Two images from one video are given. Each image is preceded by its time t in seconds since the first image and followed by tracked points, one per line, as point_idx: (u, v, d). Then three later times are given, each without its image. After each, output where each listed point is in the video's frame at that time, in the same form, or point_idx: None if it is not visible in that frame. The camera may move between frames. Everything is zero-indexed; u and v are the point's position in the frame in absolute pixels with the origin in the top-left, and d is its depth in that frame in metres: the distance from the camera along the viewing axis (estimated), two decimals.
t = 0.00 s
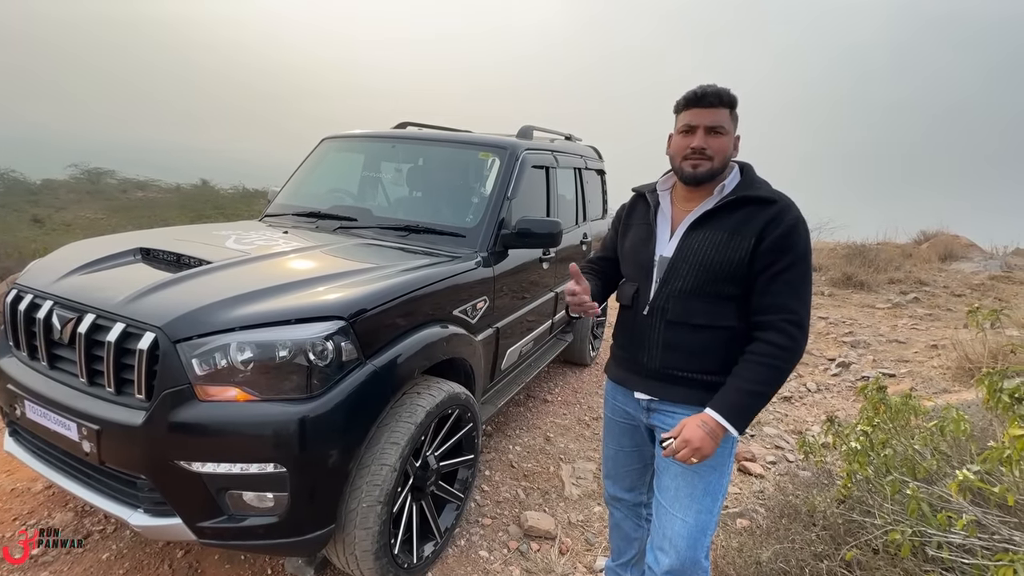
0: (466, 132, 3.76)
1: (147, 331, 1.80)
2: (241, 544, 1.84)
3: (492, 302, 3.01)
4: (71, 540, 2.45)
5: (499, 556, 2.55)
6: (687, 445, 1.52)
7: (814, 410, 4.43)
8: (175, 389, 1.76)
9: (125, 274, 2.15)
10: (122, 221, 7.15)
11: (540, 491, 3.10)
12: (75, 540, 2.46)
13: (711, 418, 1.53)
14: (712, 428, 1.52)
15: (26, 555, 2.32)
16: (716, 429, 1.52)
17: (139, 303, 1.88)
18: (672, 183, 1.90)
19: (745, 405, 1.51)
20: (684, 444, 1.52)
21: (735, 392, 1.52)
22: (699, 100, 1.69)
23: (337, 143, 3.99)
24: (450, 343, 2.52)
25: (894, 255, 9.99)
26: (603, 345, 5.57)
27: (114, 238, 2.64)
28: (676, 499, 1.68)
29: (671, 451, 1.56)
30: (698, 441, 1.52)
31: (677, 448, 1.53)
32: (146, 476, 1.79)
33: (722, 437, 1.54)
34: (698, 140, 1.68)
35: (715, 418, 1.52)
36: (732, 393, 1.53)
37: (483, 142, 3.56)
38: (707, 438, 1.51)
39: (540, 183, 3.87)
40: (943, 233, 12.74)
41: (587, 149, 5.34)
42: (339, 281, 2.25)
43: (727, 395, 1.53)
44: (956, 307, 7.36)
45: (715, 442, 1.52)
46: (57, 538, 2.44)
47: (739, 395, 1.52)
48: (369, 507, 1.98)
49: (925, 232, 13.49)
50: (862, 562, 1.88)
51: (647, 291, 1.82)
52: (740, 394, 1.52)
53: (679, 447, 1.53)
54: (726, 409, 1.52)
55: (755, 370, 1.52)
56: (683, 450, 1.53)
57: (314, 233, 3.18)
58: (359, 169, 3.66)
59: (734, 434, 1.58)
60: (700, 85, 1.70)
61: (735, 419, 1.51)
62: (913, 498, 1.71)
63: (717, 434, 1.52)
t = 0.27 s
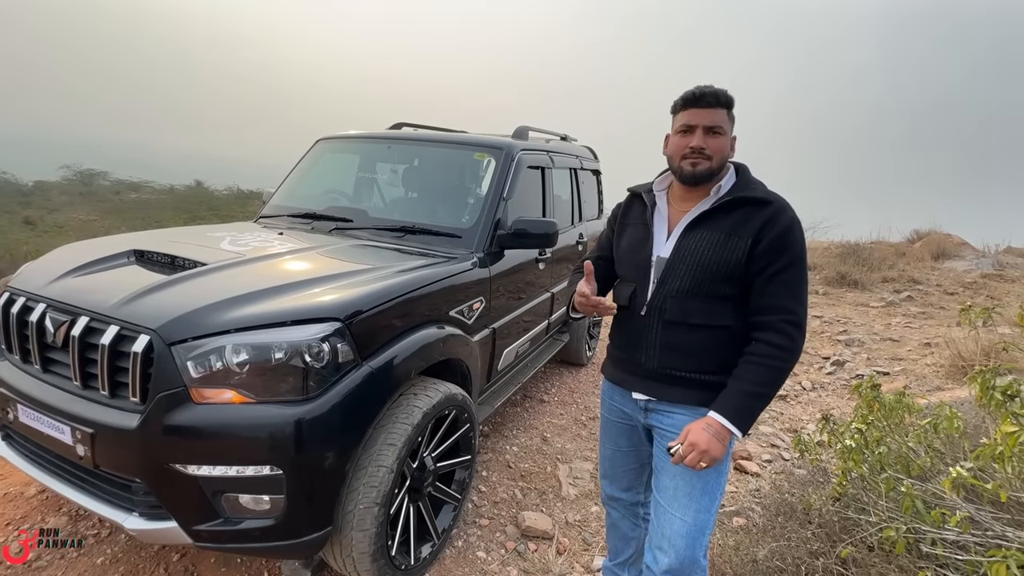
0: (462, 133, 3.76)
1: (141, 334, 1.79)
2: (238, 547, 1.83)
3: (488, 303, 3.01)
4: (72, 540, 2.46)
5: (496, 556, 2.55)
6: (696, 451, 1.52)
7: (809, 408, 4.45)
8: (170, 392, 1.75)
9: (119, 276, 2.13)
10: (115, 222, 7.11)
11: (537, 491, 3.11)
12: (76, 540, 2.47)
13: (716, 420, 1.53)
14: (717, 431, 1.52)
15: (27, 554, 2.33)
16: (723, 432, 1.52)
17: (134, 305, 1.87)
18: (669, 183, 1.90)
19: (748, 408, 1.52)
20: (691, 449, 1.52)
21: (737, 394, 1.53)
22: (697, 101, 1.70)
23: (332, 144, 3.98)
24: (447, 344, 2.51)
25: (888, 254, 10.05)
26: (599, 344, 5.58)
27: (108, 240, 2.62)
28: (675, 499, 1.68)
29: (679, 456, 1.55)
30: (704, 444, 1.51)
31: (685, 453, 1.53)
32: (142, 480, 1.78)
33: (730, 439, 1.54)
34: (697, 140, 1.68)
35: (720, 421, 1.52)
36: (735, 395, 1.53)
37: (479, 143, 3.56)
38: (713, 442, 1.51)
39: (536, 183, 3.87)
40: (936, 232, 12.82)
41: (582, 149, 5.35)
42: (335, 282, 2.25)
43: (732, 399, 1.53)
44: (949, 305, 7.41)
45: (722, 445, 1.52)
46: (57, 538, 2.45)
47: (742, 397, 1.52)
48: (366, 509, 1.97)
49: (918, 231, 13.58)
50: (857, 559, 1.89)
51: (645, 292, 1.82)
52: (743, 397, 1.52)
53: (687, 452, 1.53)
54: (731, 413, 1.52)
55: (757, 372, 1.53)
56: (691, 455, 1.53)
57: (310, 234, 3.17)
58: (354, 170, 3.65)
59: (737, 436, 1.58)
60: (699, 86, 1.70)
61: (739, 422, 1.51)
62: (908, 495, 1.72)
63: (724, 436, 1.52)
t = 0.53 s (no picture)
0: (457, 132, 3.75)
1: (136, 334, 1.78)
2: (235, 547, 1.83)
3: (485, 302, 3.01)
4: (71, 540, 2.46)
5: (494, 555, 2.55)
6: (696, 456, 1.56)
7: (804, 404, 4.47)
8: (165, 392, 1.74)
9: (113, 276, 2.12)
10: (108, 223, 7.07)
11: (535, 490, 3.11)
12: (76, 540, 2.47)
13: (713, 423, 1.55)
14: (715, 432, 1.54)
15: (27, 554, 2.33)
16: (723, 433, 1.54)
17: (128, 306, 1.86)
18: (666, 182, 1.91)
19: (747, 410, 1.53)
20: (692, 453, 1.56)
21: (736, 396, 1.54)
22: (700, 98, 1.70)
23: (327, 143, 3.97)
24: (444, 343, 2.51)
25: (882, 251, 10.10)
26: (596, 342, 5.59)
27: (101, 240, 2.61)
28: (672, 495, 1.69)
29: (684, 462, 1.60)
30: (702, 447, 1.55)
31: (688, 458, 1.57)
32: (138, 481, 1.77)
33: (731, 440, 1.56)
34: (701, 138, 1.69)
35: (718, 424, 1.54)
36: (734, 397, 1.54)
37: (474, 142, 3.56)
38: (711, 444, 1.54)
39: (532, 181, 3.87)
40: (930, 229, 12.88)
41: (578, 148, 5.35)
42: (331, 282, 2.24)
43: (731, 401, 1.54)
44: (943, 302, 7.46)
45: (721, 446, 1.54)
46: (57, 538, 2.45)
47: (741, 400, 1.53)
48: (364, 507, 1.97)
49: (912, 227, 13.65)
50: (852, 553, 1.90)
51: (642, 291, 1.83)
52: (741, 399, 1.53)
53: (688, 457, 1.57)
54: (731, 416, 1.53)
55: (755, 373, 1.54)
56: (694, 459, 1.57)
57: (305, 234, 3.16)
58: (350, 170, 3.64)
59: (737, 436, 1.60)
60: (703, 83, 1.70)
61: (738, 424, 1.53)
62: (902, 489, 1.74)
63: (722, 438, 1.54)
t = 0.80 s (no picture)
0: (453, 131, 3.75)
1: (132, 334, 1.78)
2: (233, 547, 1.83)
3: (481, 300, 3.02)
4: (71, 540, 2.47)
5: (493, 552, 2.56)
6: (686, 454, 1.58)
7: (800, 400, 4.49)
8: (162, 393, 1.74)
9: (109, 277, 2.12)
10: (102, 224, 7.04)
11: (533, 487, 3.12)
12: (75, 540, 2.47)
13: (704, 422, 1.56)
14: (706, 431, 1.56)
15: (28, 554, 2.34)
16: (714, 433, 1.55)
17: (124, 306, 1.86)
18: (658, 178, 1.91)
19: (739, 409, 1.54)
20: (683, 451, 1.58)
21: (726, 395, 1.55)
22: (690, 96, 1.71)
23: (322, 143, 3.96)
24: (440, 342, 2.52)
25: (877, 247, 10.14)
26: (593, 340, 5.60)
27: (96, 241, 2.60)
28: (666, 491, 1.70)
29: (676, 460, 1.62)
30: (693, 445, 1.57)
31: (678, 456, 1.59)
32: (135, 481, 1.77)
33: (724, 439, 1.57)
34: (690, 136, 1.69)
35: (708, 423, 1.55)
36: (724, 396, 1.55)
37: (470, 140, 3.56)
38: (702, 442, 1.56)
39: (528, 180, 3.87)
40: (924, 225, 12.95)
41: (574, 146, 5.35)
42: (327, 282, 2.24)
43: (722, 401, 1.55)
44: (938, 297, 7.50)
45: (712, 445, 1.55)
46: (57, 538, 2.46)
47: (730, 399, 1.54)
48: (362, 506, 1.98)
49: (907, 224, 13.71)
50: (847, 547, 1.91)
51: (635, 289, 1.83)
52: (731, 398, 1.54)
53: (679, 455, 1.59)
54: (721, 415, 1.54)
55: (745, 372, 1.55)
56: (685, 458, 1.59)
57: (301, 233, 3.16)
58: (345, 169, 3.64)
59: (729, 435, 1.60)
60: (693, 81, 1.71)
61: (728, 423, 1.54)
62: (896, 483, 1.76)
63: (713, 436, 1.55)
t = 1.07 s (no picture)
0: (450, 130, 3.77)
1: (135, 334, 1.80)
2: (236, 543, 1.85)
3: (479, 298, 3.04)
4: (71, 540, 2.49)
5: (493, 547, 2.59)
6: (669, 447, 1.62)
7: (797, 395, 4.53)
8: (165, 391, 1.77)
9: (111, 278, 2.14)
10: (99, 227, 7.03)
11: (532, 483, 3.15)
12: (75, 540, 2.49)
13: (685, 414, 1.60)
14: (686, 423, 1.59)
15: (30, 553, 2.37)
16: (694, 426, 1.59)
17: (127, 306, 1.88)
18: (653, 176, 1.93)
19: (721, 400, 1.57)
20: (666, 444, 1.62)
21: (708, 386, 1.58)
22: (677, 94, 1.74)
23: (320, 143, 3.98)
24: (440, 339, 2.55)
25: (873, 243, 10.20)
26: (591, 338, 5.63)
27: (96, 243, 2.61)
28: (655, 481, 1.73)
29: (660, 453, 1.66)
30: (674, 437, 1.61)
31: (661, 449, 1.64)
32: (139, 479, 1.79)
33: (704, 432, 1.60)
34: (678, 133, 1.72)
35: (690, 413, 1.58)
36: (706, 387, 1.58)
37: (467, 140, 3.58)
38: (683, 433, 1.59)
39: (525, 178, 3.90)
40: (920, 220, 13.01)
41: (570, 145, 5.38)
42: (326, 281, 2.26)
43: (705, 392, 1.58)
44: (933, 291, 7.55)
45: (692, 437, 1.59)
46: (57, 538, 2.48)
47: (713, 390, 1.57)
48: (364, 502, 2.00)
49: (903, 219, 13.78)
50: (842, 536, 1.95)
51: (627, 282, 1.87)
52: (713, 389, 1.57)
53: (662, 448, 1.64)
54: (703, 406, 1.57)
55: (728, 364, 1.57)
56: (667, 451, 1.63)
57: (300, 233, 3.18)
58: (343, 169, 3.66)
59: (715, 426, 1.63)
60: (679, 79, 1.74)
61: (711, 413, 1.57)
62: (889, 473, 1.79)
63: (693, 428, 1.58)
